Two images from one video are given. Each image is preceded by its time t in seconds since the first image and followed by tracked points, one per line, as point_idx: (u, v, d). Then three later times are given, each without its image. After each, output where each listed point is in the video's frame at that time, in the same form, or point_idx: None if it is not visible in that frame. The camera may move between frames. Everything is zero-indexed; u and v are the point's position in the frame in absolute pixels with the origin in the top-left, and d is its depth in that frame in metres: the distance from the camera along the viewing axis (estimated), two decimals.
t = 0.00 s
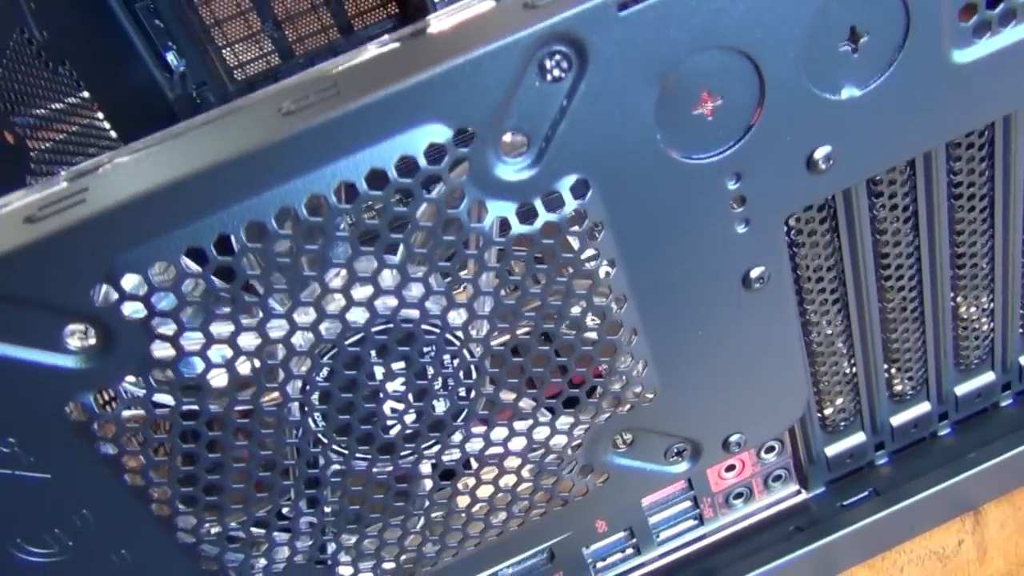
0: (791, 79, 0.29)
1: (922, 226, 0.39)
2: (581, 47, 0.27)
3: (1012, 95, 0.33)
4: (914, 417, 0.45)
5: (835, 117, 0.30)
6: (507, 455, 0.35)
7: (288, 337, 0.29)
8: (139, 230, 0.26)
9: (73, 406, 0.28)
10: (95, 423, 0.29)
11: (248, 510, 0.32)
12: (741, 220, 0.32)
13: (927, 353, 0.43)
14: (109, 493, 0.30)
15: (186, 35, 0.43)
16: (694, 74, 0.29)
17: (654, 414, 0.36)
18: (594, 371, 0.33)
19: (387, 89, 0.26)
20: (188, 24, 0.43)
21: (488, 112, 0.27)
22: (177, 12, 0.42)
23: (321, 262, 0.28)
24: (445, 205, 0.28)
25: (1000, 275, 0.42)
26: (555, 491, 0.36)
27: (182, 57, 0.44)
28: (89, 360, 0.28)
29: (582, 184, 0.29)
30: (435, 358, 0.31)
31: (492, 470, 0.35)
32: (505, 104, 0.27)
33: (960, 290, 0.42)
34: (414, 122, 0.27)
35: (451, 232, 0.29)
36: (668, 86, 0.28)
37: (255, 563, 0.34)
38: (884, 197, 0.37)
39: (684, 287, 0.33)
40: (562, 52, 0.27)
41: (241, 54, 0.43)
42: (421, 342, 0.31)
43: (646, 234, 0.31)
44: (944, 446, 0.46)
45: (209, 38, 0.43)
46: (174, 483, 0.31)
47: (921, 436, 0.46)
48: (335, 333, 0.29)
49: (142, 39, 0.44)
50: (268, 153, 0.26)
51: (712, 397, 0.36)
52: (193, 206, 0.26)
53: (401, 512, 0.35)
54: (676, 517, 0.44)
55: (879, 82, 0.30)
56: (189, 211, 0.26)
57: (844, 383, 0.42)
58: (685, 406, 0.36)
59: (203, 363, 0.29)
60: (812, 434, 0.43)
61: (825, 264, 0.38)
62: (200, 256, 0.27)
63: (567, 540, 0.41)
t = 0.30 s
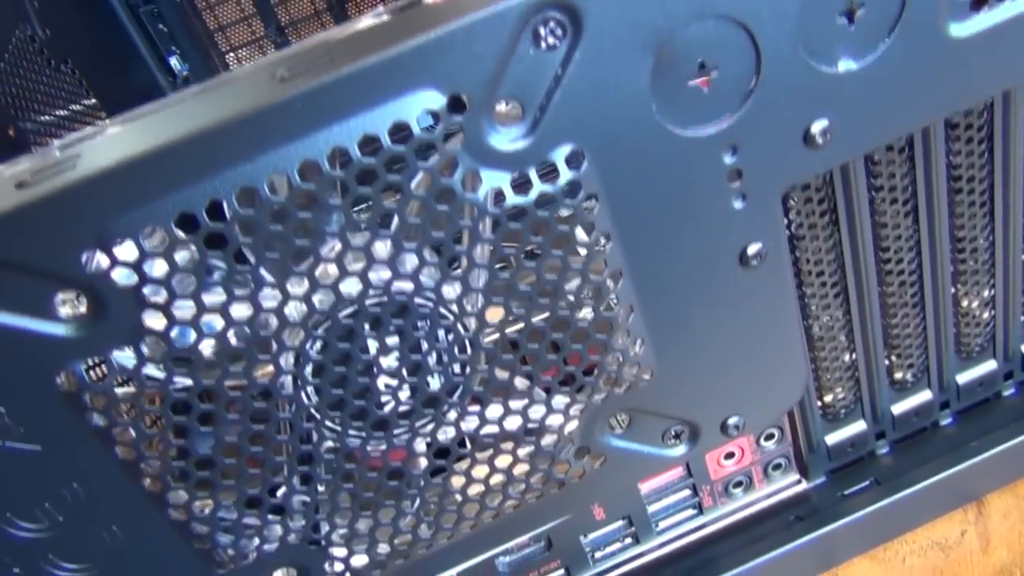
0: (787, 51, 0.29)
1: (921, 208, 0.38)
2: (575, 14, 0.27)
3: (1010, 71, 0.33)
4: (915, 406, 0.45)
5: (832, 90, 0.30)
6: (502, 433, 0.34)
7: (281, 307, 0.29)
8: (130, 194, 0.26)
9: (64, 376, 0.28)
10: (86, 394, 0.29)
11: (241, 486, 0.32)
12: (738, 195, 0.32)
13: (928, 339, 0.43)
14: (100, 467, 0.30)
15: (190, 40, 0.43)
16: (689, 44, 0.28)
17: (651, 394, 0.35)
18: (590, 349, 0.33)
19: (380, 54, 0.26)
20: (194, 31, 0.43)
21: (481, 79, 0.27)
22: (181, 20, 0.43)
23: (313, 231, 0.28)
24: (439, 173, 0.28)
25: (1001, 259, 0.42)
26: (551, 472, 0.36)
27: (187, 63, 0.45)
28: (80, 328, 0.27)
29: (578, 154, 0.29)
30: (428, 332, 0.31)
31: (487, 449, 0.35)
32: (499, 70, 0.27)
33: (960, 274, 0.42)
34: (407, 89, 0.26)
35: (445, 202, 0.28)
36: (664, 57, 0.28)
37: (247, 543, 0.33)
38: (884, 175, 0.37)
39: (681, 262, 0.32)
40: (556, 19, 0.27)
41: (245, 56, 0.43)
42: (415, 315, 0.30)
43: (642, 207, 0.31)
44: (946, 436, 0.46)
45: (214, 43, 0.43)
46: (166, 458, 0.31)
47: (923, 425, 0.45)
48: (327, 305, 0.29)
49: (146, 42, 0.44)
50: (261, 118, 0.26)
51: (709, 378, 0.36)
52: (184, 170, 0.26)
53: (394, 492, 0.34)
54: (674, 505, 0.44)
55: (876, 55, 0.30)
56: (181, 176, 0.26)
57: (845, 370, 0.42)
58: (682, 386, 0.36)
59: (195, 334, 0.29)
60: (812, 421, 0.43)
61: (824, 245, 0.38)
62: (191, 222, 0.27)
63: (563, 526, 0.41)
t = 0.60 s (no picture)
0: None
1: (908, 174, 0.38)
2: None
3: (991, 28, 0.33)
4: (906, 379, 0.44)
5: (812, 42, 0.30)
6: (486, 395, 0.34)
7: (260, 258, 0.29)
8: (107, 138, 0.26)
9: (42, 326, 0.28)
10: (64, 346, 0.28)
11: (221, 446, 0.32)
12: (721, 149, 0.32)
13: (917, 310, 0.42)
14: (78, 423, 0.30)
15: (178, 24, 0.43)
16: None
17: (636, 356, 0.35)
18: (573, 307, 0.33)
19: None
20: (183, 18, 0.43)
21: (460, 24, 0.27)
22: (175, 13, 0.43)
23: (292, 179, 0.27)
24: (418, 121, 0.28)
25: (989, 227, 0.41)
26: (537, 437, 0.36)
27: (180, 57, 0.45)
28: (57, 277, 0.27)
29: (558, 104, 0.29)
30: (410, 287, 0.31)
31: (472, 411, 0.34)
32: (478, 15, 0.27)
33: (949, 242, 0.41)
34: (384, 32, 0.26)
35: (424, 151, 0.28)
36: (642, 6, 0.29)
37: (229, 506, 0.33)
38: (870, 138, 0.37)
39: (663, 218, 0.32)
40: None
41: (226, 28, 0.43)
42: (396, 269, 0.30)
43: (624, 161, 0.31)
44: (937, 409, 0.45)
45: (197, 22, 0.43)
46: (145, 415, 0.30)
47: (914, 399, 0.45)
48: (307, 256, 0.29)
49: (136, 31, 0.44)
50: (238, 60, 0.25)
51: (695, 341, 0.36)
52: (161, 114, 0.26)
53: (378, 454, 0.34)
54: (663, 480, 0.43)
55: (855, 6, 0.30)
56: (157, 120, 0.26)
57: (834, 341, 0.42)
58: (668, 350, 0.35)
59: (173, 285, 0.28)
60: (802, 393, 0.43)
61: (808, 209, 0.37)
62: (168, 168, 0.26)
63: (551, 497, 0.41)
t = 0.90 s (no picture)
0: None
1: (877, 137, 0.38)
2: None
3: None
4: (882, 347, 0.44)
5: None
6: (458, 354, 0.34)
7: (227, 210, 0.29)
8: (72, 86, 0.26)
9: (11, 279, 0.28)
10: (33, 299, 0.29)
11: (193, 403, 0.32)
12: (686, 105, 0.32)
13: (891, 276, 0.43)
14: (48, 379, 0.30)
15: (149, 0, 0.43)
16: None
17: (608, 316, 0.35)
18: (543, 265, 0.33)
19: None
20: None
21: None
22: None
23: (258, 129, 0.28)
24: (383, 72, 0.28)
25: (959, 192, 0.42)
26: (510, 399, 0.36)
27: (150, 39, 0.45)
28: (26, 229, 0.27)
29: (522, 57, 0.29)
30: (378, 242, 0.31)
31: (444, 371, 0.35)
32: None
33: (920, 208, 0.41)
34: None
35: (390, 102, 0.29)
36: None
37: (202, 467, 0.33)
38: (840, 102, 0.37)
39: (630, 174, 0.32)
40: None
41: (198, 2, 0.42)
42: (364, 224, 0.31)
43: (589, 115, 0.31)
44: (913, 378, 0.46)
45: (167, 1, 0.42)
46: (116, 370, 0.30)
47: (890, 368, 0.45)
48: (275, 209, 0.29)
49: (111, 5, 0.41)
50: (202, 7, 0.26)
51: (666, 301, 0.36)
52: (126, 62, 0.26)
53: (352, 414, 0.34)
54: (641, 452, 0.43)
55: None
56: (122, 68, 0.26)
57: (808, 307, 0.42)
58: (639, 310, 0.36)
59: (141, 237, 0.29)
60: (778, 361, 0.43)
61: (778, 171, 0.38)
62: (134, 116, 0.27)
63: (528, 465, 0.41)
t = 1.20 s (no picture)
0: None
1: (838, 109, 0.39)
2: None
3: None
4: (850, 320, 0.45)
5: None
6: (427, 323, 0.35)
7: (194, 176, 0.29)
8: (37, 51, 0.27)
9: None
10: (4, 266, 0.29)
11: (165, 372, 0.32)
12: (645, 72, 0.33)
13: (856, 248, 0.43)
14: (20, 348, 0.30)
15: None
16: None
17: (575, 284, 0.36)
18: (509, 233, 0.34)
19: None
20: None
21: None
22: None
23: (223, 94, 0.29)
24: (345, 38, 0.29)
25: (921, 165, 0.42)
26: (480, 368, 0.37)
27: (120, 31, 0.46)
28: None
29: (482, 23, 0.30)
30: (345, 210, 0.32)
31: (414, 339, 0.35)
32: None
33: (883, 181, 0.42)
34: None
35: (352, 68, 0.29)
36: None
37: (176, 437, 0.34)
38: (799, 74, 0.38)
39: (593, 141, 0.33)
40: None
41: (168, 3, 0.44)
42: (330, 191, 0.31)
43: (549, 81, 0.32)
44: (882, 350, 0.46)
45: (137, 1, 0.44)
46: (87, 338, 0.31)
47: (859, 341, 0.46)
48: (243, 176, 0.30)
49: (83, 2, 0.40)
50: None
51: (632, 269, 0.36)
52: (91, 28, 0.27)
53: (324, 383, 0.35)
54: (616, 426, 0.44)
55: None
56: (87, 33, 0.27)
57: (775, 279, 0.43)
58: (606, 278, 0.36)
59: (109, 204, 0.29)
60: (748, 333, 0.43)
61: (741, 143, 0.38)
62: (100, 82, 0.27)
63: (502, 438, 0.41)
